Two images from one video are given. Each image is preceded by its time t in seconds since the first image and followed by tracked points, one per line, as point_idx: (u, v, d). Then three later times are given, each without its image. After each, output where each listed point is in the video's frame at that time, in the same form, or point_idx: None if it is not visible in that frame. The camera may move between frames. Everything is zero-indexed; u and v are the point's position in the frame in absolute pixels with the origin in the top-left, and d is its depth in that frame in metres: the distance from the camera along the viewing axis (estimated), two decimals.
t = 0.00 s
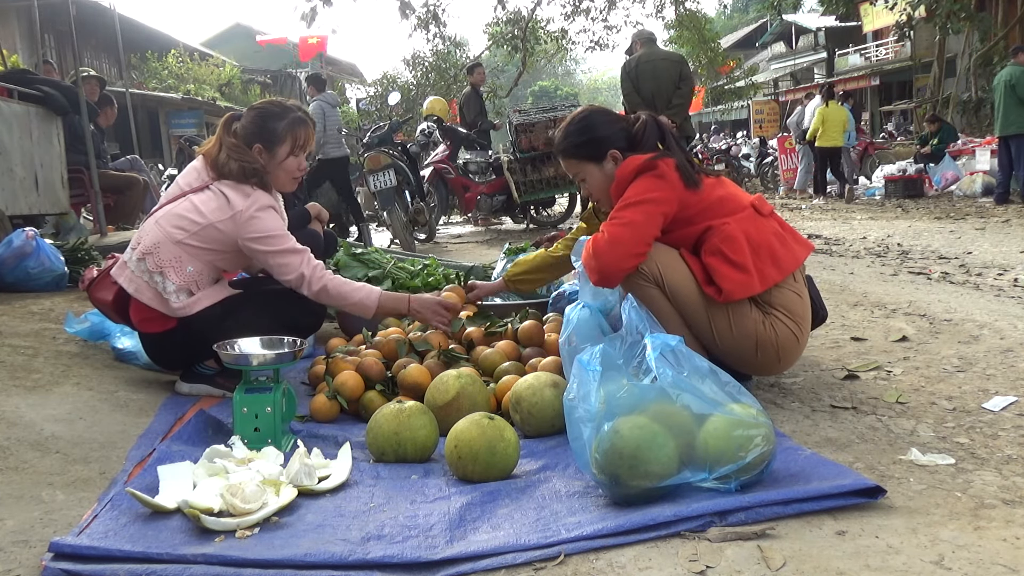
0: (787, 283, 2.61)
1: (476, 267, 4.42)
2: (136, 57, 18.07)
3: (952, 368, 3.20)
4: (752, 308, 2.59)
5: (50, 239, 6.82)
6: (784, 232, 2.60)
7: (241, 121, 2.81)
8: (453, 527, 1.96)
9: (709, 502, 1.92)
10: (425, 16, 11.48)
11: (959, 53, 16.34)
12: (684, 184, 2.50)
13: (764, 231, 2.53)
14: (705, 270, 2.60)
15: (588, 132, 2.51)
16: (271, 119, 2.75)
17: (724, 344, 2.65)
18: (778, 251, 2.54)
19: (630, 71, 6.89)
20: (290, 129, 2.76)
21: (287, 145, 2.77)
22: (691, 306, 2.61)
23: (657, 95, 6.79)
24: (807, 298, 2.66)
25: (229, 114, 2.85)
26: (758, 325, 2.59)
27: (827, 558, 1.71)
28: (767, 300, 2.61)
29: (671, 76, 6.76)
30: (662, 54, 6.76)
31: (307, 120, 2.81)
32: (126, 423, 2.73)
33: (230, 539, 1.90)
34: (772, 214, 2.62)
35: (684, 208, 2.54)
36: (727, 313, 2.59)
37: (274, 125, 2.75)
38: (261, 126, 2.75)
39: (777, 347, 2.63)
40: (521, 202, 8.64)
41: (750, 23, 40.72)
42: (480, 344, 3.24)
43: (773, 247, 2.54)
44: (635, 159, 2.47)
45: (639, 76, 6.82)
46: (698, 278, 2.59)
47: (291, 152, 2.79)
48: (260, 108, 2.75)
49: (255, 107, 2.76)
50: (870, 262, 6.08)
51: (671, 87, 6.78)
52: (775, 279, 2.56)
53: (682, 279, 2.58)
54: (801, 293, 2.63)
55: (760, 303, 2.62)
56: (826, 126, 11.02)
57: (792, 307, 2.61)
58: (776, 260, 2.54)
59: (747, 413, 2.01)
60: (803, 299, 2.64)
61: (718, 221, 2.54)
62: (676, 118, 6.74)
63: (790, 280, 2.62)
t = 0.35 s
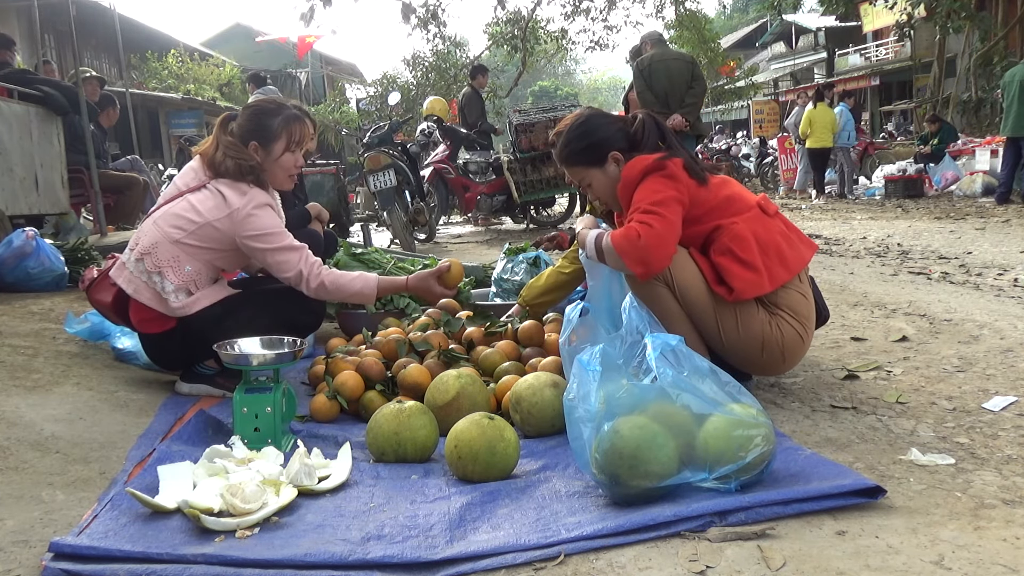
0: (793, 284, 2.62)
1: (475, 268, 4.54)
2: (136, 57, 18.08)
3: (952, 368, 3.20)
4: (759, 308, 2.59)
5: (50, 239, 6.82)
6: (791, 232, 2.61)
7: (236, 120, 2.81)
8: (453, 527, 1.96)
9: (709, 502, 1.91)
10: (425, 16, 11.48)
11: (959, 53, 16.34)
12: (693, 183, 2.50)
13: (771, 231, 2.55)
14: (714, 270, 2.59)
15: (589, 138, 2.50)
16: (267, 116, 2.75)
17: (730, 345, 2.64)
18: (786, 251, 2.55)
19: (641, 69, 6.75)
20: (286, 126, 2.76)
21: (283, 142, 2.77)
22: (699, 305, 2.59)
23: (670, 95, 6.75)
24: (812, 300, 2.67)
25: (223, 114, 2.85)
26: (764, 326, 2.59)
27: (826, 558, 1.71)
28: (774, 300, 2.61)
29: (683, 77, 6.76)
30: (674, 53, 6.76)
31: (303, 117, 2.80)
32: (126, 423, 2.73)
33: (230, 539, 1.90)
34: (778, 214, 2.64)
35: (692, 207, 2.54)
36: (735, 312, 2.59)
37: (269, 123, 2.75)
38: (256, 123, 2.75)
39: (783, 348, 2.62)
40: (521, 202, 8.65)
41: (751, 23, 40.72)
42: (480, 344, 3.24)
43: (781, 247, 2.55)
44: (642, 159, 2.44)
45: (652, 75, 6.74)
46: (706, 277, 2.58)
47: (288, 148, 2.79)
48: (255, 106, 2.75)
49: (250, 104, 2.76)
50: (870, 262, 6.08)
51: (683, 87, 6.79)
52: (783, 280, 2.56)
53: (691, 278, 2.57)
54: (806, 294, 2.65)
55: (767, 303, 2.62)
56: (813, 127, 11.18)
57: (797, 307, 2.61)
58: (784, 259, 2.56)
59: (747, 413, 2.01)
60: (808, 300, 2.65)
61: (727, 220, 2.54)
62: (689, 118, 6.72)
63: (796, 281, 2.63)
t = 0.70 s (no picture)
0: (794, 287, 2.63)
1: (475, 268, 4.55)
2: (137, 57, 18.09)
3: (952, 368, 3.19)
4: (759, 311, 2.60)
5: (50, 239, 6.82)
6: (793, 234, 2.62)
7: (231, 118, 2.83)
8: (453, 527, 1.96)
9: (709, 502, 1.92)
10: (425, 16, 11.48)
11: (959, 53, 16.34)
12: (696, 183, 2.50)
13: (774, 233, 2.55)
14: (715, 272, 2.58)
15: (589, 146, 2.52)
16: (263, 113, 2.77)
17: (729, 347, 2.64)
18: (788, 253, 2.56)
19: (638, 72, 6.79)
20: (282, 123, 2.78)
21: (279, 139, 2.79)
22: (700, 308, 2.58)
23: (668, 96, 6.76)
24: (812, 304, 2.68)
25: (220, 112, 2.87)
26: (764, 329, 2.59)
27: (827, 558, 1.70)
28: (774, 303, 2.62)
29: (681, 77, 6.77)
30: (671, 54, 6.80)
31: (298, 114, 2.82)
32: (126, 423, 2.73)
33: (230, 539, 1.89)
34: (780, 216, 2.64)
35: (695, 209, 2.53)
36: (734, 315, 2.59)
37: (266, 119, 2.77)
38: (253, 120, 2.76)
39: (782, 351, 2.63)
40: (521, 202, 8.65)
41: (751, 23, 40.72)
42: (480, 345, 3.24)
43: (782, 249, 2.55)
44: (647, 159, 2.44)
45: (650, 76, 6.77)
46: (707, 279, 2.57)
47: (285, 145, 2.81)
48: (251, 103, 2.77)
49: (246, 102, 2.78)
50: (870, 262, 6.08)
51: (681, 87, 6.80)
52: (784, 283, 2.57)
53: (692, 280, 2.56)
54: (806, 298, 2.66)
55: (767, 305, 2.63)
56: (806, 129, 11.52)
57: (797, 311, 2.62)
58: (786, 262, 2.56)
59: (747, 413, 2.01)
60: (809, 304, 2.66)
61: (729, 222, 2.53)
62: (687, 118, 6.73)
63: (797, 284, 2.64)
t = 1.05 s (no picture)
0: (794, 291, 2.62)
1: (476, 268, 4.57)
2: (137, 58, 18.09)
3: (952, 368, 3.19)
4: (758, 314, 2.59)
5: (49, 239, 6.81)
6: (793, 237, 2.62)
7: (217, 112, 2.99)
8: (453, 527, 1.96)
9: (709, 502, 1.92)
10: (425, 17, 11.48)
11: (959, 53, 16.33)
12: (697, 185, 2.49)
13: (773, 236, 2.54)
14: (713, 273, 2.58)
15: (589, 149, 2.52)
16: (248, 102, 2.95)
17: (726, 348, 2.65)
18: (786, 256, 2.56)
19: (631, 74, 6.87)
20: (269, 110, 2.97)
21: (267, 124, 2.98)
22: (698, 309, 2.58)
23: (660, 97, 6.80)
24: (813, 307, 2.68)
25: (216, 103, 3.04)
26: (762, 332, 2.59)
27: (827, 558, 1.70)
28: (774, 306, 2.61)
29: (673, 77, 6.79)
30: (665, 53, 6.80)
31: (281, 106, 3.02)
32: (126, 423, 2.73)
33: (230, 539, 1.89)
34: (783, 219, 2.63)
35: (696, 210, 2.52)
36: (732, 318, 2.59)
37: (259, 105, 2.96)
38: (244, 106, 2.94)
39: (780, 354, 2.63)
40: (521, 201, 8.66)
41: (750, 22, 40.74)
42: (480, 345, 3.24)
43: (782, 253, 2.55)
44: (648, 160, 2.43)
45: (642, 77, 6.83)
46: (706, 281, 2.57)
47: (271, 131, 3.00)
48: (238, 95, 2.97)
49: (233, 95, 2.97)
50: (870, 262, 6.08)
51: (673, 87, 6.82)
52: (782, 287, 2.57)
53: (691, 282, 2.56)
54: (807, 301, 2.65)
55: (766, 309, 2.63)
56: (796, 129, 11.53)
57: (796, 315, 2.62)
58: (785, 266, 2.56)
59: (747, 413, 2.01)
60: (809, 308, 2.65)
61: (729, 225, 2.52)
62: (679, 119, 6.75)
63: (798, 288, 2.63)
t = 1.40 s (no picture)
0: (793, 293, 2.62)
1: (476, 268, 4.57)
2: (137, 58, 18.10)
3: (952, 368, 3.19)
4: (756, 316, 2.59)
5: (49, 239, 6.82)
6: (794, 239, 2.61)
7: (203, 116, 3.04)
8: (453, 527, 1.96)
9: (709, 502, 1.92)
10: (425, 17, 11.47)
11: (959, 53, 16.32)
12: (697, 186, 2.48)
13: (773, 238, 2.53)
14: (712, 274, 2.59)
15: (589, 149, 2.52)
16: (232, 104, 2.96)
17: (724, 349, 2.65)
18: (786, 258, 2.55)
19: (634, 76, 6.99)
20: (251, 113, 2.97)
21: (249, 126, 2.97)
22: (696, 310, 2.59)
23: (661, 99, 6.87)
24: (812, 310, 2.67)
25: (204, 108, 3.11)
26: (760, 333, 2.59)
27: (826, 557, 1.71)
28: (772, 308, 2.61)
29: (675, 80, 6.85)
30: (668, 57, 6.88)
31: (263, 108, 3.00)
32: (126, 423, 2.73)
33: (230, 539, 1.89)
34: (783, 220, 2.62)
35: (695, 211, 2.52)
36: (730, 319, 2.59)
37: (237, 109, 2.96)
38: (223, 110, 2.95)
39: (778, 356, 2.63)
40: (521, 202, 8.66)
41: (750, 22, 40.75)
42: (480, 345, 3.24)
43: (781, 255, 2.54)
44: (648, 161, 2.43)
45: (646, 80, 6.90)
46: (704, 282, 2.57)
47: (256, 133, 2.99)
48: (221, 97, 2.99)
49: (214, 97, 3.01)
50: (870, 262, 6.08)
51: (674, 90, 6.88)
52: (781, 289, 2.57)
53: (689, 283, 2.56)
54: (807, 304, 2.64)
55: (765, 311, 2.62)
56: (790, 129, 11.53)
57: (795, 318, 2.61)
58: (784, 269, 2.55)
59: (748, 413, 2.01)
60: (809, 310, 2.64)
61: (728, 226, 2.52)
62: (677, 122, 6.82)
63: (797, 290, 2.63)
